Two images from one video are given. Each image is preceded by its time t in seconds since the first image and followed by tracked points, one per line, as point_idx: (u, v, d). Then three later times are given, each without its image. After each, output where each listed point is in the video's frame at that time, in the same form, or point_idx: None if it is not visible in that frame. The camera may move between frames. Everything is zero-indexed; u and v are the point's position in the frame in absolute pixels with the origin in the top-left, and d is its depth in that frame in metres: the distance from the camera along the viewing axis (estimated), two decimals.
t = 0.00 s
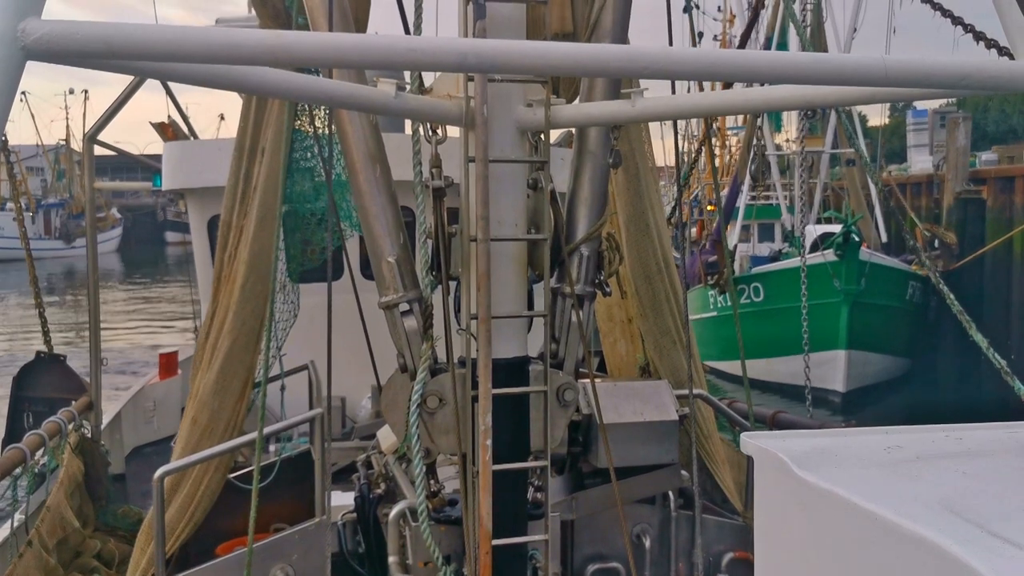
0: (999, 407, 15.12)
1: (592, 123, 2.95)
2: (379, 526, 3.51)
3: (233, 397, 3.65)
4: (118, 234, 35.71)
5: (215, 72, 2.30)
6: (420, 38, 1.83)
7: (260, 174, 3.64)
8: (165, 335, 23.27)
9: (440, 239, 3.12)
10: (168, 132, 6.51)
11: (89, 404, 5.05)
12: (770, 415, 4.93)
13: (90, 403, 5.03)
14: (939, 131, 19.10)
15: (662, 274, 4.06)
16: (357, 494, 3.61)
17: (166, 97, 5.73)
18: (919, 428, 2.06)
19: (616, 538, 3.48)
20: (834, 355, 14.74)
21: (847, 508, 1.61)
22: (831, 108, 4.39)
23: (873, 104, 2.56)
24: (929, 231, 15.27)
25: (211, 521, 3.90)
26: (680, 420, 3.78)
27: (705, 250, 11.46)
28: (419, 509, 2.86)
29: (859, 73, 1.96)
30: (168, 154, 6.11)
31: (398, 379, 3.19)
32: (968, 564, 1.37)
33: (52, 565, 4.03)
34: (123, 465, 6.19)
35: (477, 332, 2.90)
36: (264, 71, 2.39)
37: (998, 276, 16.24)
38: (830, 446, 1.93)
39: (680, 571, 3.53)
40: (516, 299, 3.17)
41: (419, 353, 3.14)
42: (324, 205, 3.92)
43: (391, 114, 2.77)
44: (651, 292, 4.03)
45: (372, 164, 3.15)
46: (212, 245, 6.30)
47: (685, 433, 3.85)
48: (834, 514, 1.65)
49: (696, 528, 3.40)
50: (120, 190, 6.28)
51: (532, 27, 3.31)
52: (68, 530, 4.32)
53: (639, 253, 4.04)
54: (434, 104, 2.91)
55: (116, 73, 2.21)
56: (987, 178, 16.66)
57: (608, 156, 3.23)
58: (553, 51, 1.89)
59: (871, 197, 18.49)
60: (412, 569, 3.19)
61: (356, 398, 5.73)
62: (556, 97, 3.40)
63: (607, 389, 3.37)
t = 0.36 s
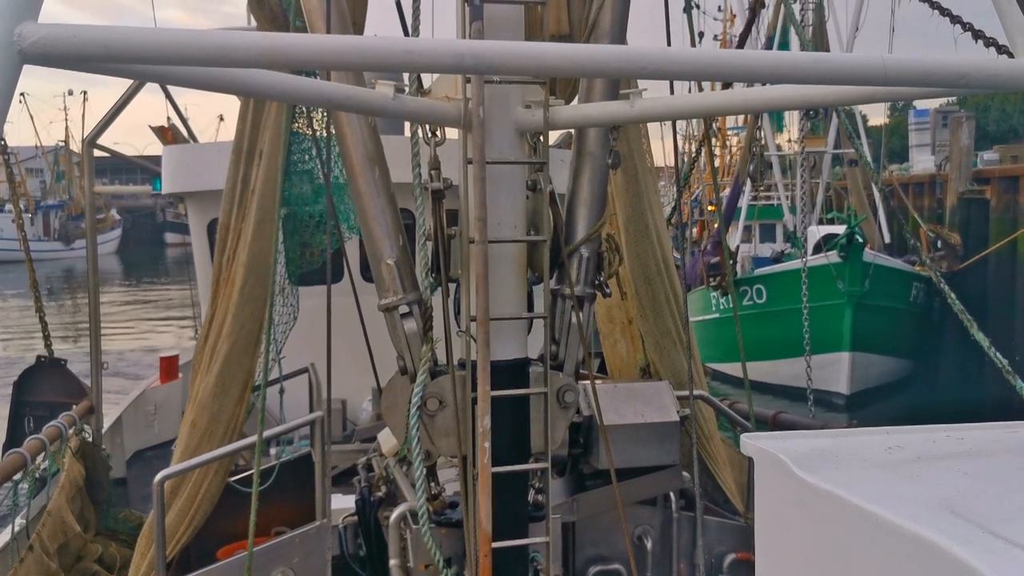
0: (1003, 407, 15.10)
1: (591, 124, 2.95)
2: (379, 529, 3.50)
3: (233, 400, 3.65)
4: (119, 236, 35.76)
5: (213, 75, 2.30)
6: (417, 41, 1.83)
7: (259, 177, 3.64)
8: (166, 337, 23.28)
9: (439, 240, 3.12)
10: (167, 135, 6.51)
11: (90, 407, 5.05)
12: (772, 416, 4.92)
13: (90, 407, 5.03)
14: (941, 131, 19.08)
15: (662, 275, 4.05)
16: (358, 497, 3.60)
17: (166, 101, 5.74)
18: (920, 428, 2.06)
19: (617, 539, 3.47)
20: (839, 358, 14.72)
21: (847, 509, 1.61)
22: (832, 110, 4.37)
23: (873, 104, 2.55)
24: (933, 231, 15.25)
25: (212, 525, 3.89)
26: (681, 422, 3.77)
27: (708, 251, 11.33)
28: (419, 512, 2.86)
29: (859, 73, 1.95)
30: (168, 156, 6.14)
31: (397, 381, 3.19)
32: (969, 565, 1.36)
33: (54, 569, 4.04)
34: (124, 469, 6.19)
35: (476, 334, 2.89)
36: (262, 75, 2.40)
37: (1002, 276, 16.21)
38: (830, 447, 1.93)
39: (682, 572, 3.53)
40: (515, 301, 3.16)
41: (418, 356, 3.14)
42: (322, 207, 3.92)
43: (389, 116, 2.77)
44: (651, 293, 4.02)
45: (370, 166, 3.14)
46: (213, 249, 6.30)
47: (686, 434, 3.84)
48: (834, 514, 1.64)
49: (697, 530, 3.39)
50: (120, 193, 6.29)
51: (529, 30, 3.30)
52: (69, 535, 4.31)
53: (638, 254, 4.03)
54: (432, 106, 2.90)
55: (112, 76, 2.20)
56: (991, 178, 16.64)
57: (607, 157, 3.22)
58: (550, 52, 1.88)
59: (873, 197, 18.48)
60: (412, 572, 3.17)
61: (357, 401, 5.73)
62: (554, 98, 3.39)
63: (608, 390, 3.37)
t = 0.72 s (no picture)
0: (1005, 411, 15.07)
1: (592, 127, 2.95)
2: (378, 533, 3.49)
3: (232, 402, 3.64)
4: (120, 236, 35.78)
5: (215, 77, 2.30)
6: (418, 43, 1.83)
7: (259, 179, 3.63)
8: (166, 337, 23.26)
9: (439, 243, 3.11)
10: (168, 137, 6.50)
11: (89, 410, 5.03)
12: (773, 419, 4.90)
13: (90, 409, 5.02)
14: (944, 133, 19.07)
15: (662, 279, 4.04)
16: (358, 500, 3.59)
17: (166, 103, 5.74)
18: (923, 433, 2.04)
19: (618, 543, 3.46)
20: (841, 362, 14.75)
21: (851, 515, 1.59)
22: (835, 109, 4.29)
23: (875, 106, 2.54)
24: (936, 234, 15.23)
25: (211, 528, 3.87)
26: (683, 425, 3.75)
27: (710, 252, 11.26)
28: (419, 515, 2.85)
29: (860, 75, 1.94)
30: (168, 159, 6.12)
31: (397, 384, 3.18)
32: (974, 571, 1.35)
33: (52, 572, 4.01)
34: (124, 471, 6.18)
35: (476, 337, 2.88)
36: (264, 76, 2.40)
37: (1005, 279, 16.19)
38: (833, 452, 1.91)
39: None
40: (515, 304, 3.15)
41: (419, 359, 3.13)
42: (322, 210, 3.91)
43: (391, 119, 2.76)
44: (651, 296, 4.01)
45: (371, 168, 3.13)
46: (213, 251, 6.29)
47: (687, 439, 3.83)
48: (837, 520, 1.63)
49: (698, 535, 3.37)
50: (121, 195, 6.28)
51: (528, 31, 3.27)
52: (68, 538, 4.30)
53: (639, 257, 4.01)
54: (433, 108, 2.89)
55: (112, 77, 2.19)
56: (994, 180, 16.61)
57: (608, 160, 3.21)
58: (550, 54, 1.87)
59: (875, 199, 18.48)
60: None
61: (357, 404, 5.72)
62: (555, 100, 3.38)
63: (608, 393, 3.36)
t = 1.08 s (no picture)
0: (1007, 418, 15.04)
1: (598, 132, 2.95)
2: (378, 537, 3.48)
3: (232, 405, 3.63)
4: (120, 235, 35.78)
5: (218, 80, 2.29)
6: (424, 46, 1.82)
7: (262, 181, 3.62)
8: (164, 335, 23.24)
9: (442, 248, 3.10)
10: (170, 139, 6.50)
11: (90, 411, 5.02)
12: (775, 427, 4.88)
13: (90, 411, 5.01)
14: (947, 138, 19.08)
15: (665, 285, 4.03)
16: (358, 504, 3.57)
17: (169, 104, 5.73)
18: (930, 444, 2.03)
19: (619, 550, 3.45)
20: (843, 367, 14.68)
21: (861, 525, 1.58)
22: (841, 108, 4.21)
23: (883, 113, 2.53)
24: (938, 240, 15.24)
25: (210, 531, 3.86)
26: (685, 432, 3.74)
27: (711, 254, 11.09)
28: (420, 521, 2.84)
29: (869, 82, 1.93)
30: (169, 161, 6.11)
31: (399, 389, 3.17)
32: None
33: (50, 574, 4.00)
34: (123, 473, 6.17)
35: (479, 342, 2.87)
36: (271, 79, 2.43)
37: (1007, 286, 16.17)
38: (840, 461, 1.90)
39: None
40: (518, 308, 3.14)
41: (421, 363, 3.12)
42: (325, 213, 3.90)
43: (395, 122, 2.75)
44: (653, 302, 4.01)
45: (374, 172, 3.13)
46: (214, 253, 6.29)
47: (688, 446, 3.81)
48: (847, 530, 1.62)
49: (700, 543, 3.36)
50: (122, 196, 6.28)
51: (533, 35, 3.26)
52: (66, 540, 4.28)
53: (642, 263, 4.00)
54: (437, 112, 2.88)
55: (114, 78, 2.19)
56: (998, 186, 16.60)
57: (612, 165, 3.20)
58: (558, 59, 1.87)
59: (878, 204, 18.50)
60: None
61: (357, 408, 5.70)
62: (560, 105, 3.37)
63: (610, 399, 3.35)
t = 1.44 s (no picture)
0: (1008, 423, 15.04)
1: (604, 139, 2.95)
2: (380, 542, 3.47)
3: (235, 408, 3.63)
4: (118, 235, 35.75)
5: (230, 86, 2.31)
6: (434, 52, 1.84)
7: (268, 185, 3.63)
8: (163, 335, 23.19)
9: (447, 253, 3.11)
10: (174, 142, 6.50)
11: (91, 413, 5.00)
12: (776, 434, 4.89)
13: (91, 413, 5.00)
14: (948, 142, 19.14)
15: (668, 292, 4.04)
16: (359, 509, 3.56)
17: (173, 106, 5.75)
18: (937, 453, 2.04)
19: (621, 557, 3.45)
20: (844, 371, 14.69)
21: (871, 533, 1.59)
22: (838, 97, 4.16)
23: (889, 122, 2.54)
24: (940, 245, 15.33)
25: (211, 535, 3.86)
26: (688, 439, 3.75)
27: (711, 258, 11.09)
28: (423, 525, 2.84)
29: (875, 92, 1.95)
30: (173, 166, 6.11)
31: (403, 394, 3.17)
32: None
33: None
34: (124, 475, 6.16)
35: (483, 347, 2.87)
36: (279, 83, 2.43)
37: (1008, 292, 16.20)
38: (847, 469, 1.91)
39: None
40: (523, 314, 3.14)
41: (425, 368, 3.12)
42: (329, 218, 3.91)
43: (401, 127, 2.75)
44: (657, 309, 4.01)
45: (380, 177, 3.13)
46: (216, 256, 6.29)
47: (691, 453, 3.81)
48: (857, 539, 1.62)
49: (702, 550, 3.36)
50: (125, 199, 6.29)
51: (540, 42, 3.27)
52: (66, 542, 4.27)
53: (646, 270, 4.01)
54: (444, 117, 2.89)
55: (124, 81, 2.19)
56: (1000, 190, 16.64)
57: (618, 172, 3.21)
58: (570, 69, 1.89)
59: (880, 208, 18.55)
60: None
61: (358, 412, 5.70)
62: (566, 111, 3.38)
63: (613, 406, 3.35)
